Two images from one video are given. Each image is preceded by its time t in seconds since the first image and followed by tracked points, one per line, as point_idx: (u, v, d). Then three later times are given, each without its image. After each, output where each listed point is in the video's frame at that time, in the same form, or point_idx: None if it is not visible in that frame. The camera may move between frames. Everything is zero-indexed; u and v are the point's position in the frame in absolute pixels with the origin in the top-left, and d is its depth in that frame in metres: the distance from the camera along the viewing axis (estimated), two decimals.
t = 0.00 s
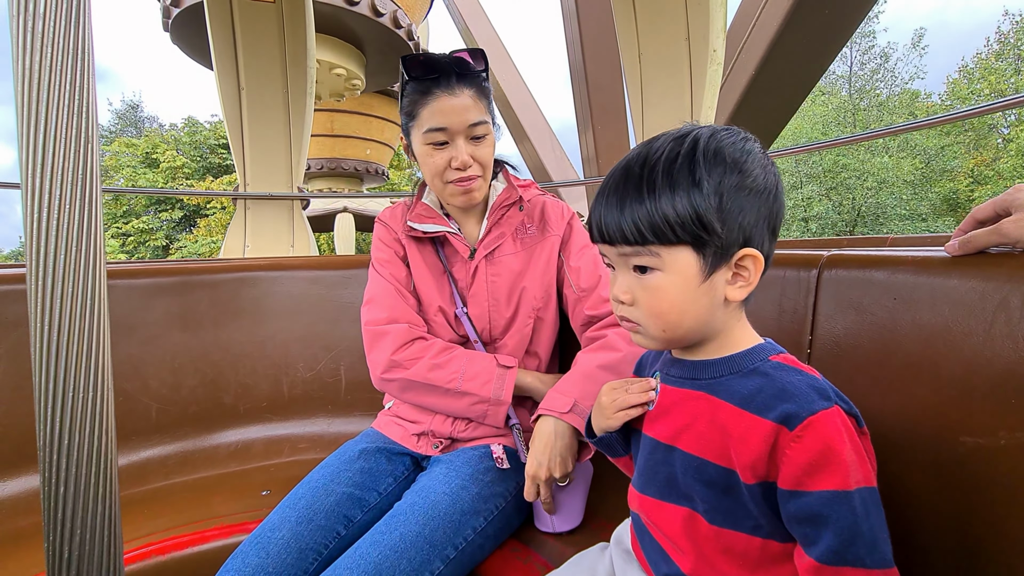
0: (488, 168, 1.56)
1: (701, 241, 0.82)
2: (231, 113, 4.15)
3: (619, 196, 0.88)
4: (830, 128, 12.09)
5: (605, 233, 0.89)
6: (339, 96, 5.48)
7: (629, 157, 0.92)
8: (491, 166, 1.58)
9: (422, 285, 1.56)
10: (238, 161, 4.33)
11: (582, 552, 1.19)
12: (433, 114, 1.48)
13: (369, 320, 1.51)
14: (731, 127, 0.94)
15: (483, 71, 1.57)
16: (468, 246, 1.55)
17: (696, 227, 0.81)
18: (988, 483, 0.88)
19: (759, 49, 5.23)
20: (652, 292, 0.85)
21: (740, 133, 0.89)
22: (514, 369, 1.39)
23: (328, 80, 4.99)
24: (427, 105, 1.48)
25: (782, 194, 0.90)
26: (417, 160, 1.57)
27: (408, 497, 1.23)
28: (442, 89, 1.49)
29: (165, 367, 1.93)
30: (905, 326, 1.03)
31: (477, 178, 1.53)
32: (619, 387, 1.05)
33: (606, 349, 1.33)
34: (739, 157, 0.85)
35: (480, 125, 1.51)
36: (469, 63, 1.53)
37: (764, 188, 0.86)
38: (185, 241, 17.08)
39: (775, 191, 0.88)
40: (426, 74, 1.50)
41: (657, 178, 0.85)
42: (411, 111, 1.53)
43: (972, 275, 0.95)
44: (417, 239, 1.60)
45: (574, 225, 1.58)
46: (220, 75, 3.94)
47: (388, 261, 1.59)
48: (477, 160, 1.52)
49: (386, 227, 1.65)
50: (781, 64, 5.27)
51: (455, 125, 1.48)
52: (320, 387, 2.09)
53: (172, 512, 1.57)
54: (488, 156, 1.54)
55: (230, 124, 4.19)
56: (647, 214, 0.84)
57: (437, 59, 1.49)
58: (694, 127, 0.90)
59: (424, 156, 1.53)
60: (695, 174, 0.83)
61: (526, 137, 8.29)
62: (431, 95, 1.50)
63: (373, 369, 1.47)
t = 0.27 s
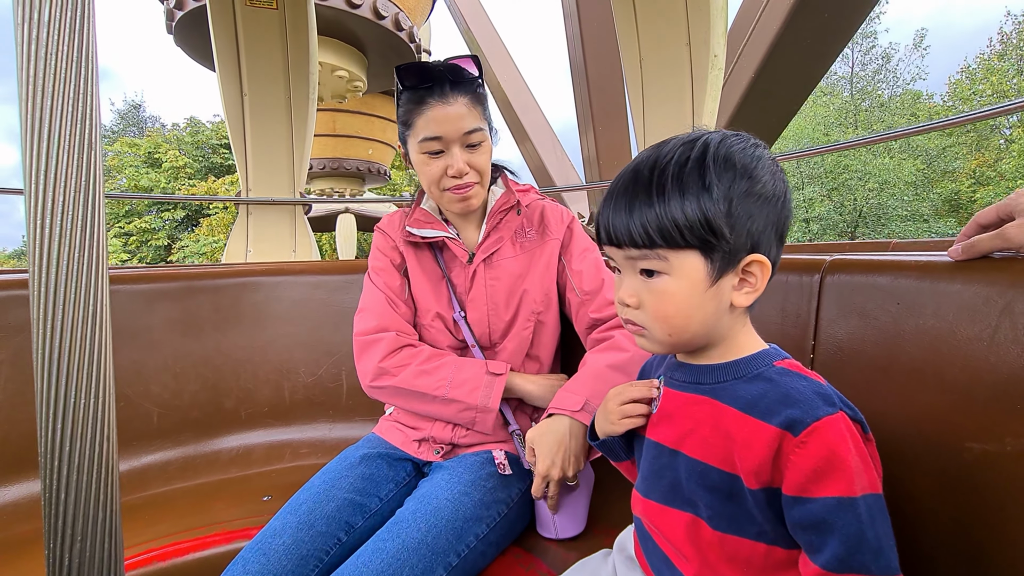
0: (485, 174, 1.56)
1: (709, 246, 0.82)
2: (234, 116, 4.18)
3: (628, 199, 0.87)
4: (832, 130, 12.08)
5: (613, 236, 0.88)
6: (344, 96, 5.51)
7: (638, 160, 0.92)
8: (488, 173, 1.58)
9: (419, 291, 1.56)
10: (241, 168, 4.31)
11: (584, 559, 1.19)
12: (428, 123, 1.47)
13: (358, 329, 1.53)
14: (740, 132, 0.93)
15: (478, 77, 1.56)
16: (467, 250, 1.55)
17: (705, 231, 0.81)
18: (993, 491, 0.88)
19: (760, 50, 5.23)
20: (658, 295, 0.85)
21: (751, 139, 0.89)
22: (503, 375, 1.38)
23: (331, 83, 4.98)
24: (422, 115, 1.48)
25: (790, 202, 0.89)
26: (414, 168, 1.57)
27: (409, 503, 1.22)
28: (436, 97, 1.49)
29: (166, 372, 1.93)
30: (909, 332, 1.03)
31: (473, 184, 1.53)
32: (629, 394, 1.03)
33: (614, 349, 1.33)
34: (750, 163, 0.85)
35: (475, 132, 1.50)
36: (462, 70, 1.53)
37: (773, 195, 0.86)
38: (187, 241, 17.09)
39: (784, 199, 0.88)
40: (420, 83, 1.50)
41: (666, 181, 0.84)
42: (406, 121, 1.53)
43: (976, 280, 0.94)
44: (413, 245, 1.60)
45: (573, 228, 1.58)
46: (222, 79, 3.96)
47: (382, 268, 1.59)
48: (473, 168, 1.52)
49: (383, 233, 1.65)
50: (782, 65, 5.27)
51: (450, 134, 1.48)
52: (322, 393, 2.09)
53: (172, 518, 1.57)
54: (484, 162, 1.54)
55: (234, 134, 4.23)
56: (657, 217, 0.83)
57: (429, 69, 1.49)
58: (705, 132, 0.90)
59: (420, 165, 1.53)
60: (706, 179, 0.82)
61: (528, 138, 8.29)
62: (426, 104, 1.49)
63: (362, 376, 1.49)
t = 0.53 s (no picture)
0: (482, 182, 1.55)
1: (718, 250, 0.81)
2: (235, 119, 4.14)
3: (638, 199, 0.87)
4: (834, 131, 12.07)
5: (622, 237, 0.88)
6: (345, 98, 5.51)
7: (650, 161, 0.91)
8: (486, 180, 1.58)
9: (415, 298, 1.56)
10: (243, 172, 4.34)
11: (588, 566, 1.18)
12: (424, 133, 1.47)
13: (337, 340, 1.55)
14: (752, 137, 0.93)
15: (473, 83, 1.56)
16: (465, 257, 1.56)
17: (715, 234, 0.80)
18: (999, 500, 0.87)
19: (761, 51, 5.23)
20: (665, 297, 0.84)
21: (763, 143, 0.88)
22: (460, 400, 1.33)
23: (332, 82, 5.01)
24: (418, 125, 1.48)
25: (800, 209, 0.89)
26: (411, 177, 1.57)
27: (411, 510, 1.22)
28: (432, 107, 1.48)
29: (168, 379, 1.93)
30: (912, 338, 1.02)
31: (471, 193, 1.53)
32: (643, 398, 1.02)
33: (618, 353, 1.33)
34: (762, 168, 0.85)
35: (472, 140, 1.50)
36: (458, 78, 1.52)
37: (783, 201, 0.85)
38: (189, 242, 17.10)
39: (794, 206, 0.88)
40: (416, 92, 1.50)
41: (678, 183, 0.84)
42: (403, 131, 1.53)
43: (978, 285, 0.94)
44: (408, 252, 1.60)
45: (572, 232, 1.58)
46: (225, 82, 3.94)
47: (371, 277, 1.59)
48: (470, 176, 1.52)
49: (377, 242, 1.66)
50: (782, 66, 5.27)
51: (446, 143, 1.47)
52: (323, 400, 2.09)
53: (173, 525, 1.56)
54: (481, 170, 1.54)
55: (235, 137, 4.19)
56: (667, 218, 0.82)
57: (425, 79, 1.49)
58: (717, 136, 0.89)
59: (418, 175, 1.53)
60: (718, 182, 0.82)
61: (529, 140, 8.31)
62: (422, 114, 1.49)
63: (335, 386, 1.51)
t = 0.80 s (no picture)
0: (479, 188, 1.55)
1: (726, 256, 0.81)
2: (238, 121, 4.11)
3: (646, 202, 0.86)
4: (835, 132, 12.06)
5: (628, 240, 0.87)
6: (346, 97, 5.51)
7: (658, 163, 0.90)
8: (483, 186, 1.57)
9: (415, 306, 1.56)
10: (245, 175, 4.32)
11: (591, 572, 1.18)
12: (419, 140, 1.47)
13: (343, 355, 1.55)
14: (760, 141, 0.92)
15: (468, 89, 1.56)
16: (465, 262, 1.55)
17: (724, 239, 0.80)
18: (1004, 510, 0.86)
19: (762, 51, 5.23)
20: (671, 303, 0.83)
21: (773, 148, 0.88)
22: (447, 437, 1.31)
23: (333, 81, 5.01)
24: (413, 132, 1.49)
25: (809, 216, 0.88)
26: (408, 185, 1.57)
27: (413, 517, 1.22)
28: (427, 113, 1.49)
29: (169, 384, 1.93)
30: (916, 344, 1.02)
31: (468, 199, 1.52)
32: (644, 408, 1.02)
33: (621, 362, 1.32)
34: (772, 174, 0.84)
35: (467, 146, 1.50)
36: (452, 84, 1.53)
37: (792, 208, 0.85)
38: (190, 242, 17.12)
39: (803, 212, 0.87)
40: (411, 100, 1.51)
41: (687, 187, 0.83)
42: (399, 139, 1.54)
43: (982, 291, 0.93)
44: (407, 260, 1.60)
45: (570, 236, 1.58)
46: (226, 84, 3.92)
47: (373, 289, 1.59)
48: (466, 182, 1.51)
49: (378, 251, 1.66)
50: (786, 67, 5.27)
51: (441, 150, 1.47)
52: (325, 405, 2.09)
53: (175, 531, 1.56)
54: (478, 176, 1.54)
55: (237, 138, 4.17)
56: (675, 223, 0.82)
57: (419, 86, 1.50)
58: (727, 140, 0.89)
59: (415, 182, 1.53)
60: (728, 187, 0.81)
61: (530, 141, 8.31)
62: (417, 121, 1.50)
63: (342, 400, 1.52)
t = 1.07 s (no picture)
0: (478, 186, 1.54)
1: (734, 259, 0.80)
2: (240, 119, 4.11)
3: (653, 203, 0.86)
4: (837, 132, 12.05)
5: (634, 240, 0.86)
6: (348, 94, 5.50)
7: (666, 163, 0.89)
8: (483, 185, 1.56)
9: (415, 310, 1.56)
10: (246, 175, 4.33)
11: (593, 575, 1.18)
12: (415, 139, 1.48)
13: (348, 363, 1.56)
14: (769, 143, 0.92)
15: (465, 87, 1.56)
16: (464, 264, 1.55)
17: (732, 242, 0.80)
18: (1006, 515, 0.86)
19: (762, 51, 5.23)
20: (676, 306, 0.83)
21: (783, 149, 0.87)
22: (440, 441, 1.31)
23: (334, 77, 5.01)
24: (409, 131, 1.49)
25: (817, 219, 0.88)
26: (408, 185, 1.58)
27: (414, 521, 1.21)
28: (423, 112, 1.49)
29: (170, 386, 1.93)
30: (917, 346, 1.01)
31: (465, 197, 1.51)
32: (646, 411, 1.01)
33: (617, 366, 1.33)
34: (782, 176, 0.84)
35: (463, 144, 1.49)
36: (449, 83, 1.53)
37: (801, 211, 0.85)
38: (190, 241, 17.13)
39: (811, 215, 0.87)
40: (408, 99, 1.51)
41: (695, 188, 0.83)
42: (398, 139, 1.54)
43: (983, 294, 0.93)
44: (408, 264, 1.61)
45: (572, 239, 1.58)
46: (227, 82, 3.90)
47: (374, 295, 1.60)
48: (464, 180, 1.51)
49: (379, 257, 1.67)
50: (787, 67, 5.27)
51: (437, 148, 1.47)
52: (325, 406, 2.09)
53: (175, 533, 1.56)
54: (475, 174, 1.53)
55: (238, 137, 4.18)
56: (682, 224, 0.81)
57: (416, 85, 1.51)
58: (737, 140, 0.88)
59: (413, 182, 1.54)
60: (737, 188, 0.81)
61: (531, 141, 8.31)
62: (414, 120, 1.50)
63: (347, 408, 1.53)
